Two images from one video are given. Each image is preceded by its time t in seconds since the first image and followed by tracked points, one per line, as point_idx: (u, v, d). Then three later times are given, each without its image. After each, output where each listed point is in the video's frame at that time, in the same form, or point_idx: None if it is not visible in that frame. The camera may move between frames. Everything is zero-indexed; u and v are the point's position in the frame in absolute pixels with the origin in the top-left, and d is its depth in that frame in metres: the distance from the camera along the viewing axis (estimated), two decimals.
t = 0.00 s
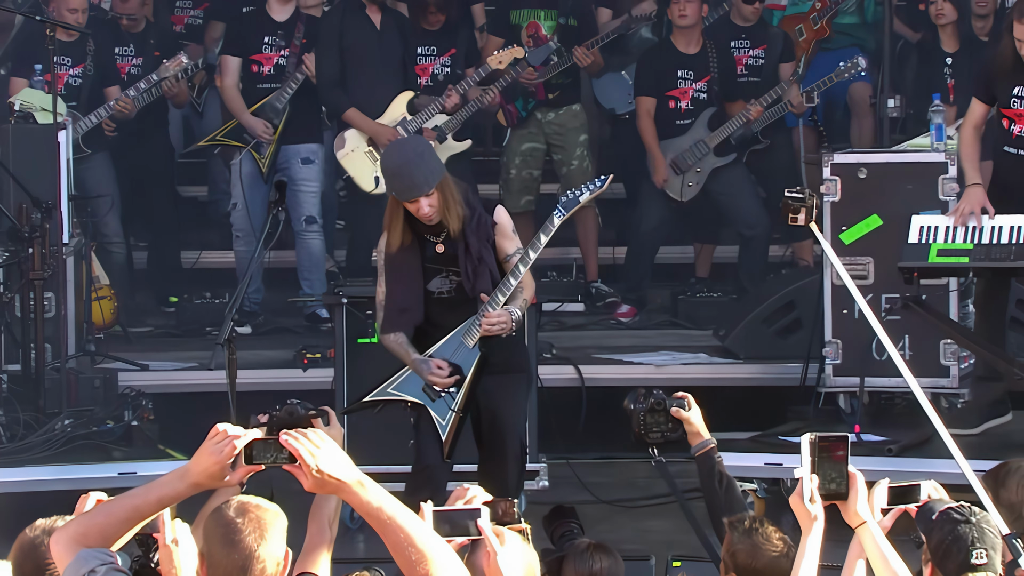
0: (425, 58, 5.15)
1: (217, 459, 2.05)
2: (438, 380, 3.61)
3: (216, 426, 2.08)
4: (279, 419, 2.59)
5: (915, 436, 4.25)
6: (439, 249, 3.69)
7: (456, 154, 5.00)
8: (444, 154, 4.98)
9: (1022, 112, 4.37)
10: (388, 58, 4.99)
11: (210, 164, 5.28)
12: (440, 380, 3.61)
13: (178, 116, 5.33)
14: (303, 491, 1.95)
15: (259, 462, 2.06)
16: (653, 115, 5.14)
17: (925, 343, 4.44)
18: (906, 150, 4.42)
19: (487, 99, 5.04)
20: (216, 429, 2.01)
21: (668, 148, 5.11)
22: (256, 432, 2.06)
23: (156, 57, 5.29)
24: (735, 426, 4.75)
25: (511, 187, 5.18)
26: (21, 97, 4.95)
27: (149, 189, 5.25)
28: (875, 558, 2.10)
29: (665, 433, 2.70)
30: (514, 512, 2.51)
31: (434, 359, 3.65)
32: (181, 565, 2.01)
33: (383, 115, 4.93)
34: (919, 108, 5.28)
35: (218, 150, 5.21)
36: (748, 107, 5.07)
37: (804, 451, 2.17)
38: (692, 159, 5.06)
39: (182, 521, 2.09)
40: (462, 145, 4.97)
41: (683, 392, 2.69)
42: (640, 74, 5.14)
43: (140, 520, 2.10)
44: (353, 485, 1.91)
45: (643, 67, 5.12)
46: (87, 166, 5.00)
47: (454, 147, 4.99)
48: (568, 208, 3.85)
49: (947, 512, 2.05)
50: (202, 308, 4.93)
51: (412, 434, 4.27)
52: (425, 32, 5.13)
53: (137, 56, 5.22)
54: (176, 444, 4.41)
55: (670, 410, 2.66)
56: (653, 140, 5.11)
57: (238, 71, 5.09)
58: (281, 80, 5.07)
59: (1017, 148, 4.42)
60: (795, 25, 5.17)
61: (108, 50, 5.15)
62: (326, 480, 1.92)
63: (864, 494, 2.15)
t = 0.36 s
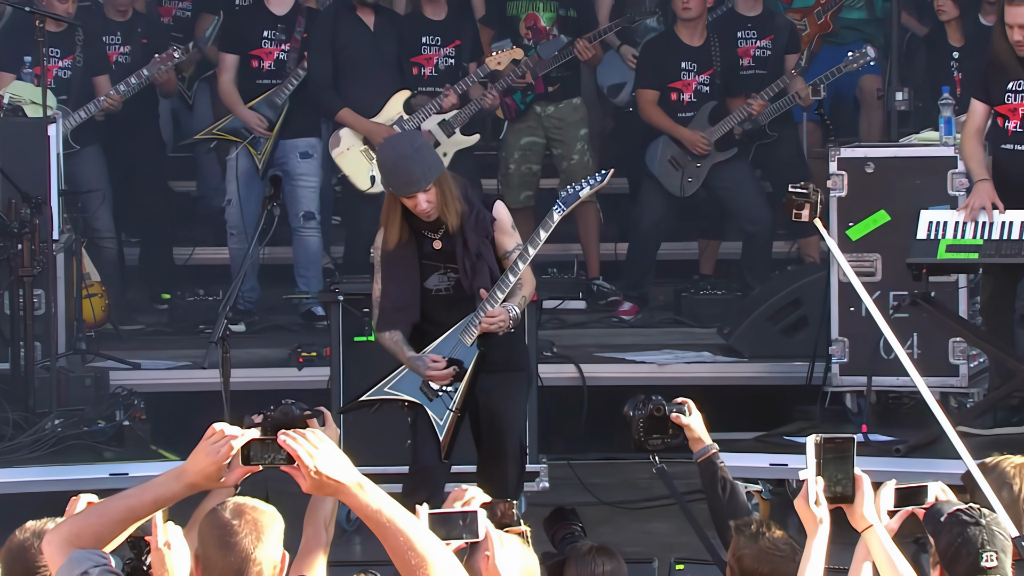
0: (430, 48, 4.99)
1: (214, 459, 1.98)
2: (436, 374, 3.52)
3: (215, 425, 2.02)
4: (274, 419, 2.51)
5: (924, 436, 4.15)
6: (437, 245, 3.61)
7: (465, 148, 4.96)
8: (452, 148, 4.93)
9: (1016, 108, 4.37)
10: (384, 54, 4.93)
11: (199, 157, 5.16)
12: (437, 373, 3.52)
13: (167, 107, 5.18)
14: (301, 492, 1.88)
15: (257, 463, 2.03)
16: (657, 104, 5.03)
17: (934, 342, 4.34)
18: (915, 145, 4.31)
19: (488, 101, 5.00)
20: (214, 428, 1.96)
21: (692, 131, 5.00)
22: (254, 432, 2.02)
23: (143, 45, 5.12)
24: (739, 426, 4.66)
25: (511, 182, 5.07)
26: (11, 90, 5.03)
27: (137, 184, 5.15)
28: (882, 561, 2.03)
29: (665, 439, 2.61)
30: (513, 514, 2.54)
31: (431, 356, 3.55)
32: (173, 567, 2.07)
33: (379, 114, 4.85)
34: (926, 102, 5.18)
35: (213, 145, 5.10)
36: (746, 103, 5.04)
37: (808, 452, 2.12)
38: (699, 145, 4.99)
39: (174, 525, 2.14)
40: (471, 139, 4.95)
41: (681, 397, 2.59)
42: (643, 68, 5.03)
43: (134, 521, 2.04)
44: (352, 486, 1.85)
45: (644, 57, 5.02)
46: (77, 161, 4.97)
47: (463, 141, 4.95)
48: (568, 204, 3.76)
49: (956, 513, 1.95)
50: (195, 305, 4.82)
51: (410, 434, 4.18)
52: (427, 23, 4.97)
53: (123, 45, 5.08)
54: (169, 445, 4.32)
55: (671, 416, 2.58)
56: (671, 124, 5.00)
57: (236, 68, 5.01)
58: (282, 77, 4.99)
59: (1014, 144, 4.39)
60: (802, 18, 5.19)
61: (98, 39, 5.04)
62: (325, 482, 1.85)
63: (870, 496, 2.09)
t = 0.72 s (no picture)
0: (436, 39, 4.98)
1: (208, 462, 1.94)
2: (434, 376, 3.41)
3: (208, 427, 1.97)
4: (269, 420, 2.43)
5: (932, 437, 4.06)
6: (435, 242, 3.52)
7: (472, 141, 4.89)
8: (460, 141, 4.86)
9: None
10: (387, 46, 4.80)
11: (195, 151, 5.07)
12: (436, 376, 3.41)
13: (162, 102, 5.14)
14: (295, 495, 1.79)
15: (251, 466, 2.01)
16: (659, 93, 4.95)
17: (943, 340, 4.25)
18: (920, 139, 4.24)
19: (492, 90, 4.90)
20: (208, 428, 1.92)
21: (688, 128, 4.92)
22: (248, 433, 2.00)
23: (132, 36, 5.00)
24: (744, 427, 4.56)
25: (510, 177, 4.98)
26: None
27: (132, 181, 5.07)
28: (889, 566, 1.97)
29: (671, 441, 2.52)
30: (513, 516, 2.54)
31: (431, 361, 3.44)
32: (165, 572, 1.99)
33: (381, 105, 4.76)
34: (936, 95, 5.07)
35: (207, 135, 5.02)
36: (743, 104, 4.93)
37: (815, 455, 2.04)
38: (699, 140, 4.90)
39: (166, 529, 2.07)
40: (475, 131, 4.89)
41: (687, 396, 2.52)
42: (645, 55, 4.96)
43: (128, 524, 2.02)
44: (350, 490, 1.78)
45: (646, 48, 4.95)
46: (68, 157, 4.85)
47: (469, 134, 4.88)
48: (566, 199, 3.68)
49: (964, 517, 1.89)
50: (189, 303, 4.72)
51: (407, 435, 4.09)
52: (432, 14, 4.96)
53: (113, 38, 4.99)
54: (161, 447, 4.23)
55: (676, 416, 2.50)
56: (670, 118, 4.92)
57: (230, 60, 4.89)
58: (280, 70, 4.87)
59: None
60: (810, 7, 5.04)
61: (87, 33, 4.96)
62: (322, 485, 1.77)
63: (878, 500, 2.02)
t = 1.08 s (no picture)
0: (426, 30, 4.81)
1: (202, 464, 1.88)
2: (433, 378, 3.33)
3: (202, 428, 1.92)
4: (264, 422, 2.31)
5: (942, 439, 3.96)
6: (434, 238, 3.43)
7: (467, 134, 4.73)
8: (455, 134, 4.71)
9: None
10: (383, 38, 4.71)
11: (190, 145, 4.97)
12: (435, 378, 3.33)
13: (155, 94, 4.99)
14: (293, 498, 1.72)
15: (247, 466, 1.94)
16: (661, 88, 4.86)
17: (954, 339, 4.15)
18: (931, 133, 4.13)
19: (490, 81, 4.77)
20: (199, 431, 1.85)
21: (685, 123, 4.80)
22: (244, 434, 1.93)
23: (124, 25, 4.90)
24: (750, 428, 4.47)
25: (510, 172, 4.86)
26: None
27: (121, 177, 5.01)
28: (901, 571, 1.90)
29: (681, 446, 2.36)
30: (514, 519, 2.36)
31: (429, 358, 3.36)
32: None
33: (380, 97, 4.63)
34: (946, 89, 4.97)
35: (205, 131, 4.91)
36: (741, 89, 4.75)
37: (823, 457, 1.96)
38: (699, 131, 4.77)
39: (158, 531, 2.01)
40: (473, 124, 4.73)
41: (702, 402, 2.40)
42: (649, 46, 4.86)
43: (119, 530, 1.94)
44: (347, 491, 1.71)
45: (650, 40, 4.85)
46: (61, 150, 4.70)
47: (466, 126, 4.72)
48: (566, 195, 3.57)
49: (977, 520, 1.82)
50: (182, 301, 4.61)
51: (405, 436, 4.00)
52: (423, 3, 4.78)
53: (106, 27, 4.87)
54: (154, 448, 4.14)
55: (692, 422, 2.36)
56: (668, 113, 4.82)
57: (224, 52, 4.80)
58: (274, 60, 4.80)
59: None
60: None
61: (78, 22, 4.84)
62: (318, 486, 1.70)
63: (889, 503, 1.95)
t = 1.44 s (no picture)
0: (420, 25, 4.72)
1: (196, 466, 1.85)
2: (430, 373, 3.26)
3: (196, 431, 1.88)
4: (252, 419, 2.38)
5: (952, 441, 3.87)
6: (433, 236, 3.33)
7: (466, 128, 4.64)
8: (451, 128, 4.61)
9: None
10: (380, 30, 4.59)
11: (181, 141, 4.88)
12: (432, 372, 3.26)
13: (145, 88, 4.90)
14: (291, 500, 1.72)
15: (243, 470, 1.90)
16: (661, 82, 4.74)
17: (965, 339, 4.05)
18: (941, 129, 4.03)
19: (494, 70, 4.64)
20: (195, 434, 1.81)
21: (688, 114, 4.71)
22: (240, 435, 1.88)
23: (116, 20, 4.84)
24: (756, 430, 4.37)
25: (511, 168, 4.73)
26: None
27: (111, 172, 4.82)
28: None
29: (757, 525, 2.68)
30: (515, 523, 2.22)
31: (427, 355, 3.30)
32: None
33: (366, 95, 4.54)
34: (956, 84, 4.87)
35: (200, 130, 4.80)
36: (747, 86, 4.69)
37: (830, 460, 1.95)
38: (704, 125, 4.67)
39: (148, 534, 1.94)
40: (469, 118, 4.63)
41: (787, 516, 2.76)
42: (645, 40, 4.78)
43: (116, 533, 1.92)
44: (346, 494, 1.69)
45: (653, 32, 4.73)
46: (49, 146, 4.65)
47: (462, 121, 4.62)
48: (571, 193, 3.47)
49: (987, 523, 1.78)
50: (174, 300, 4.52)
51: (403, 438, 3.91)
52: None
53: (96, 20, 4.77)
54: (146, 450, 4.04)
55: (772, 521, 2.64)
56: (670, 107, 4.72)
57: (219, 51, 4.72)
58: (270, 60, 4.70)
59: None
60: None
61: (67, 16, 4.73)
62: (317, 489, 1.69)
63: (896, 507, 1.93)
